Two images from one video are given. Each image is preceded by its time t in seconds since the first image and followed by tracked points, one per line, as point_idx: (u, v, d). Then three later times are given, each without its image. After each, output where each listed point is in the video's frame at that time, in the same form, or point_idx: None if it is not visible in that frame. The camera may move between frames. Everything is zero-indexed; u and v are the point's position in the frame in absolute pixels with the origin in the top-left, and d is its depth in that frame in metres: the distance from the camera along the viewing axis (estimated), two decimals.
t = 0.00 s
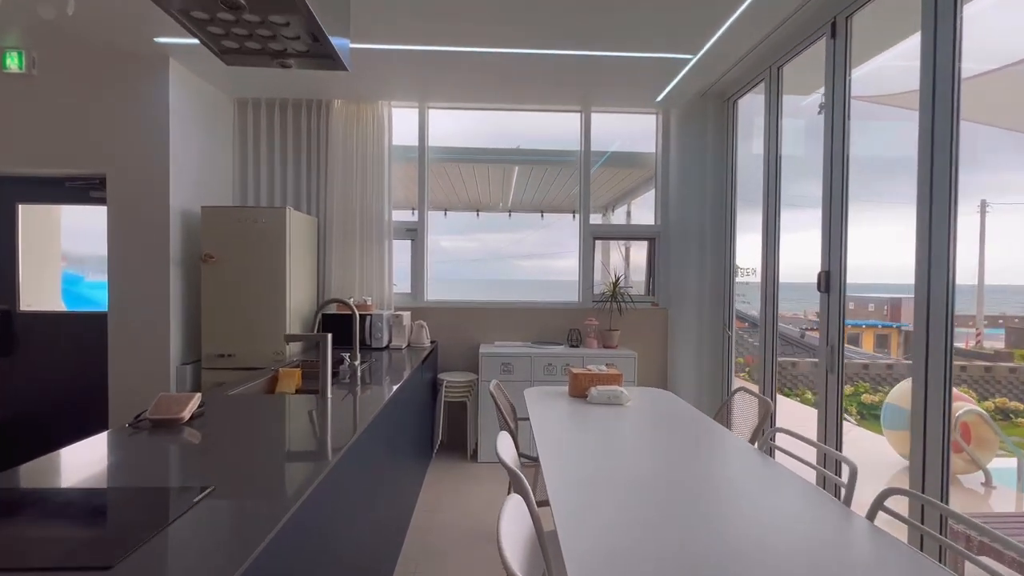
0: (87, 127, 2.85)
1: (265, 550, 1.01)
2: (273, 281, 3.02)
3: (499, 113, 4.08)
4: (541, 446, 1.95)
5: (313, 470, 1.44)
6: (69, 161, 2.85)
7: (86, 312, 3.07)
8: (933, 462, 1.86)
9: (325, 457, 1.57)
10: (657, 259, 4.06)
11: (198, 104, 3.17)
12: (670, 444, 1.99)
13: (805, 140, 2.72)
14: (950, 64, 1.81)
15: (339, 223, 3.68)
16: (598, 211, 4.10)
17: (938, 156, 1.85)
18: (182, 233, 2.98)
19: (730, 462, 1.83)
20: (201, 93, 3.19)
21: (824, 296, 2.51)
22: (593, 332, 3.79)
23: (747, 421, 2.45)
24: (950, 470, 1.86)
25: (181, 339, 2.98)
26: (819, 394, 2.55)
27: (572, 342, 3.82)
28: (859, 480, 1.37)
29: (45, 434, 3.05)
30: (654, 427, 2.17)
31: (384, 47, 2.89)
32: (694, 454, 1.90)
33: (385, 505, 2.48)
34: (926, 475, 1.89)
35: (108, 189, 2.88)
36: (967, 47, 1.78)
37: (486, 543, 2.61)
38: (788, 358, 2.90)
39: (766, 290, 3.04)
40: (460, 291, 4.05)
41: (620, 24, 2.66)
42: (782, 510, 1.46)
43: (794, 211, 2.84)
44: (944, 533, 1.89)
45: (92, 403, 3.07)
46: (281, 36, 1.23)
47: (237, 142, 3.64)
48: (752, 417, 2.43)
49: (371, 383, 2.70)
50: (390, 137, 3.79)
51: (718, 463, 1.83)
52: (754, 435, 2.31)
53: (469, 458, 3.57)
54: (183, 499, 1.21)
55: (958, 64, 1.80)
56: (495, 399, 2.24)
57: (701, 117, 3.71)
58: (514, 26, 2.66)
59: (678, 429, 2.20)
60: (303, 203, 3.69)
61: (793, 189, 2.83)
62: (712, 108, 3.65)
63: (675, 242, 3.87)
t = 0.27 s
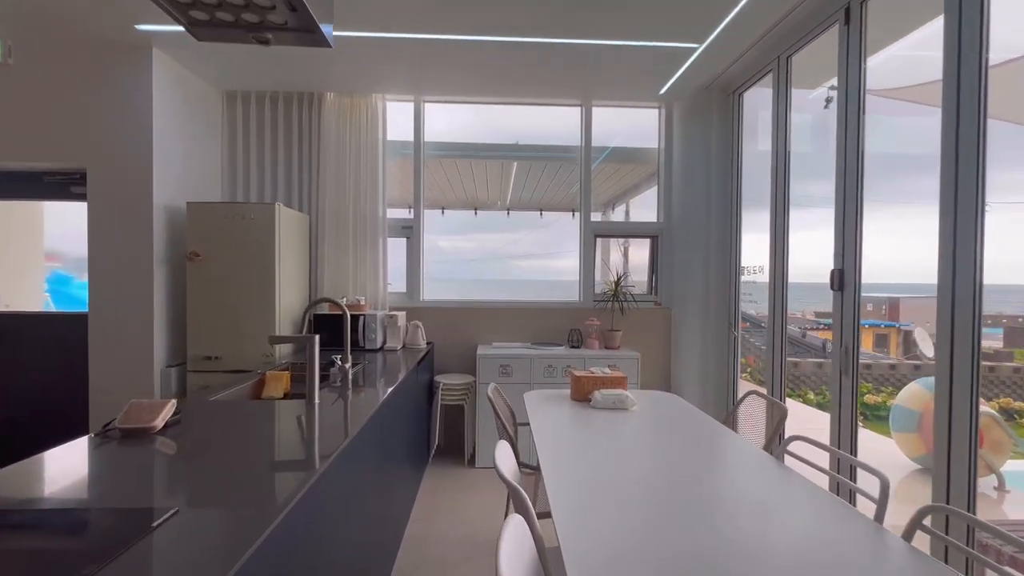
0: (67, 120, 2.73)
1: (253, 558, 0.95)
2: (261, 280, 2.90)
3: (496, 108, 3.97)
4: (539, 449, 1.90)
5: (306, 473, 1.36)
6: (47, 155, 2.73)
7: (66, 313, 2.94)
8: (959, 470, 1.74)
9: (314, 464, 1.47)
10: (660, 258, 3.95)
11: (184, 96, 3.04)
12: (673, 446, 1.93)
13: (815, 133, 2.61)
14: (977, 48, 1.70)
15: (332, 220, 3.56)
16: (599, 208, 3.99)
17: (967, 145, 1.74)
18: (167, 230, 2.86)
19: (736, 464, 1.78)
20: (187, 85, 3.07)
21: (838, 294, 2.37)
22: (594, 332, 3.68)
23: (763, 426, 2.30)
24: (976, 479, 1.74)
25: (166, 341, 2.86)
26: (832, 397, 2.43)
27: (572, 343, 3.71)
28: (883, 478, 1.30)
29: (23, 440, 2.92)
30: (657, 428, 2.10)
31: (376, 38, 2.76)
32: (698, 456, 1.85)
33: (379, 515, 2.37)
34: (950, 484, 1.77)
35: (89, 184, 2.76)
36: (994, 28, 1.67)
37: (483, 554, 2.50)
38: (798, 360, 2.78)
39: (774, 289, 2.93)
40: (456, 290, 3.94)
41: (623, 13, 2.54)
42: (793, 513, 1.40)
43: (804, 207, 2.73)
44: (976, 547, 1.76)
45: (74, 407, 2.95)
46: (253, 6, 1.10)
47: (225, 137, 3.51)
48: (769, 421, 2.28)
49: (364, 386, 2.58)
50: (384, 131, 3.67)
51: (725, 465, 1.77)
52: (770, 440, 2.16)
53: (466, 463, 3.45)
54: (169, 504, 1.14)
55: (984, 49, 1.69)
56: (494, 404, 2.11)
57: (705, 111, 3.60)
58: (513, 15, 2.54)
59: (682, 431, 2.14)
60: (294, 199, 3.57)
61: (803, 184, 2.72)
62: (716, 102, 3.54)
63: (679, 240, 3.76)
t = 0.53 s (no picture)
0: (29, 109, 2.57)
1: None
2: (239, 278, 2.75)
3: (488, 100, 3.85)
4: (529, 455, 1.82)
5: (283, 487, 1.26)
6: (9, 146, 2.56)
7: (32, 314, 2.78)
8: (975, 479, 1.64)
9: (290, 476, 1.36)
10: (657, 256, 3.85)
11: (157, 85, 2.88)
12: (671, 452, 1.86)
13: (819, 126, 2.52)
14: (995, 33, 1.60)
15: (316, 216, 3.42)
16: (594, 205, 3.88)
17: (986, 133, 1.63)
18: (138, 227, 2.70)
19: (737, 472, 1.71)
20: (161, 73, 2.91)
21: (843, 293, 2.28)
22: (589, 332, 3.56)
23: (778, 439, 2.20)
24: (995, 489, 1.64)
25: (138, 344, 2.70)
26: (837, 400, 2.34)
27: (567, 344, 3.60)
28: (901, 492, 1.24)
29: None
30: (653, 433, 2.03)
31: (359, 24, 2.61)
32: (696, 463, 1.78)
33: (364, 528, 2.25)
34: (965, 494, 1.68)
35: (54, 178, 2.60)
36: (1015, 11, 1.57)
37: (474, 567, 2.38)
38: (801, 361, 2.69)
39: (775, 287, 2.83)
40: (447, 289, 3.82)
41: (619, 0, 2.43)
42: (801, 526, 1.34)
43: (806, 202, 2.63)
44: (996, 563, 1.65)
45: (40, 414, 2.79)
46: None
47: (204, 129, 3.36)
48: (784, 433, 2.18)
49: (348, 391, 2.44)
50: (371, 124, 3.52)
51: (726, 473, 1.71)
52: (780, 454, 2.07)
53: (457, 469, 3.33)
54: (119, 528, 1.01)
55: (1004, 33, 1.59)
56: (486, 410, 2.00)
57: (703, 104, 3.50)
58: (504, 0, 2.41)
59: (677, 434, 2.07)
60: (277, 194, 3.42)
61: (806, 179, 2.62)
62: (715, 95, 3.43)
63: (676, 237, 3.66)
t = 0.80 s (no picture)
0: None
1: None
2: (212, 278, 2.61)
3: (477, 96, 3.74)
4: (518, 458, 1.75)
5: (248, 508, 1.14)
6: None
7: None
8: (983, 485, 1.58)
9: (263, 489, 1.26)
10: (648, 256, 3.78)
11: (124, 77, 2.73)
12: (666, 457, 1.79)
13: (816, 122, 2.45)
14: (1003, 26, 1.54)
15: (297, 215, 3.29)
16: (584, 204, 3.79)
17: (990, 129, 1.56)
18: (104, 227, 2.55)
19: (733, 478, 1.66)
20: (130, 65, 2.76)
21: (843, 294, 2.22)
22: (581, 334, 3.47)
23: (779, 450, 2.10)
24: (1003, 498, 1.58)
25: (104, 350, 2.55)
26: (836, 403, 2.28)
27: (558, 346, 3.51)
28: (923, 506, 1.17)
29: None
30: (644, 436, 1.97)
31: (338, 16, 2.48)
32: (690, 468, 1.72)
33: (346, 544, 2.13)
34: (973, 500, 1.62)
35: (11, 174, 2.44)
36: None
37: None
38: (798, 366, 2.61)
39: (771, 287, 2.77)
40: (434, 290, 3.71)
41: None
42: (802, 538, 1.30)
43: (803, 201, 2.57)
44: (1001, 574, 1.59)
45: None
46: None
47: (178, 123, 3.20)
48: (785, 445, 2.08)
49: (329, 398, 2.32)
50: (354, 120, 3.39)
51: (720, 478, 1.66)
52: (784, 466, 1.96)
53: (445, 477, 3.22)
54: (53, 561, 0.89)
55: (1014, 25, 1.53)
56: (473, 419, 1.89)
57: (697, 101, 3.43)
58: None
59: (668, 437, 2.01)
60: (255, 192, 3.28)
61: (804, 176, 2.56)
62: (708, 92, 3.37)
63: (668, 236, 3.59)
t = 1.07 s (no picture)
0: None
1: None
2: (177, 279, 2.45)
3: (459, 90, 3.64)
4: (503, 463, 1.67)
5: (206, 531, 1.02)
6: None
7: None
8: (981, 485, 1.55)
9: (224, 504, 1.16)
10: (635, 255, 3.72)
11: (79, 63, 2.54)
12: (653, 458, 1.74)
13: (804, 119, 2.42)
14: (997, 18, 1.51)
15: (270, 212, 3.13)
16: (570, 202, 3.72)
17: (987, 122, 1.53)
18: (57, 223, 2.37)
19: (723, 478, 1.61)
20: (86, 50, 2.57)
21: (833, 292, 2.19)
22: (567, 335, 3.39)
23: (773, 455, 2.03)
24: (1000, 499, 1.55)
25: (57, 356, 2.37)
26: (826, 403, 2.25)
27: (544, 347, 3.43)
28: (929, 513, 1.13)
29: None
30: (633, 438, 1.91)
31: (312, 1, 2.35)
32: (679, 469, 1.67)
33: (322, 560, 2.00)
34: (971, 500, 1.58)
35: None
36: None
37: None
38: (787, 363, 2.58)
39: (759, 286, 2.73)
40: (416, 290, 3.59)
41: None
42: (797, 540, 1.25)
43: (791, 198, 2.54)
44: None
45: None
46: None
47: (140, 114, 3.02)
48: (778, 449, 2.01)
49: (305, 403, 2.19)
50: (331, 113, 3.25)
51: (710, 478, 1.61)
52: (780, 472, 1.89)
53: (428, 484, 3.10)
54: None
55: (1009, 17, 1.49)
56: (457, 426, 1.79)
57: (682, 97, 3.39)
58: None
59: (659, 439, 1.95)
60: (225, 187, 3.11)
61: (792, 174, 2.52)
62: (694, 88, 3.33)
63: (655, 235, 3.54)
